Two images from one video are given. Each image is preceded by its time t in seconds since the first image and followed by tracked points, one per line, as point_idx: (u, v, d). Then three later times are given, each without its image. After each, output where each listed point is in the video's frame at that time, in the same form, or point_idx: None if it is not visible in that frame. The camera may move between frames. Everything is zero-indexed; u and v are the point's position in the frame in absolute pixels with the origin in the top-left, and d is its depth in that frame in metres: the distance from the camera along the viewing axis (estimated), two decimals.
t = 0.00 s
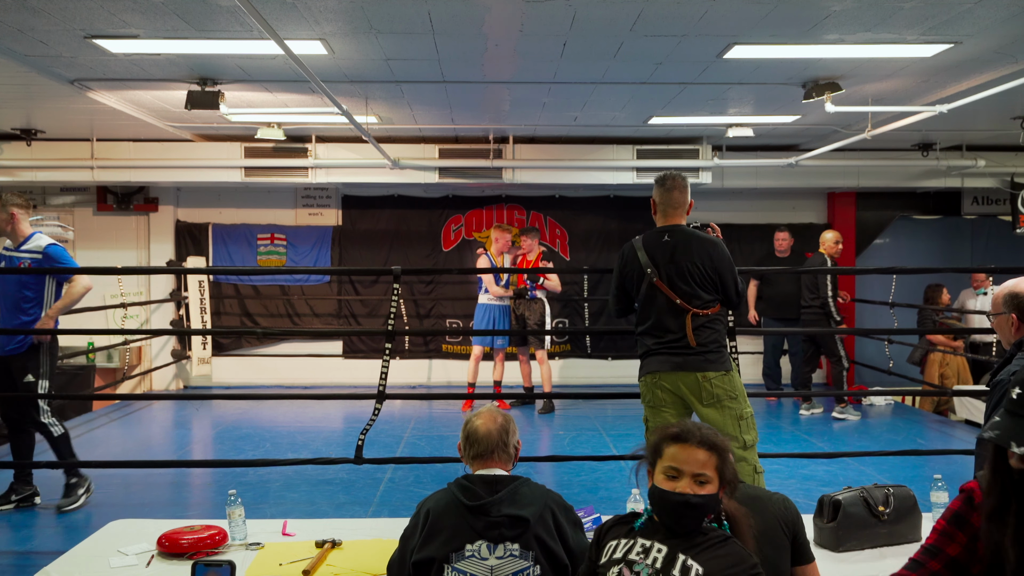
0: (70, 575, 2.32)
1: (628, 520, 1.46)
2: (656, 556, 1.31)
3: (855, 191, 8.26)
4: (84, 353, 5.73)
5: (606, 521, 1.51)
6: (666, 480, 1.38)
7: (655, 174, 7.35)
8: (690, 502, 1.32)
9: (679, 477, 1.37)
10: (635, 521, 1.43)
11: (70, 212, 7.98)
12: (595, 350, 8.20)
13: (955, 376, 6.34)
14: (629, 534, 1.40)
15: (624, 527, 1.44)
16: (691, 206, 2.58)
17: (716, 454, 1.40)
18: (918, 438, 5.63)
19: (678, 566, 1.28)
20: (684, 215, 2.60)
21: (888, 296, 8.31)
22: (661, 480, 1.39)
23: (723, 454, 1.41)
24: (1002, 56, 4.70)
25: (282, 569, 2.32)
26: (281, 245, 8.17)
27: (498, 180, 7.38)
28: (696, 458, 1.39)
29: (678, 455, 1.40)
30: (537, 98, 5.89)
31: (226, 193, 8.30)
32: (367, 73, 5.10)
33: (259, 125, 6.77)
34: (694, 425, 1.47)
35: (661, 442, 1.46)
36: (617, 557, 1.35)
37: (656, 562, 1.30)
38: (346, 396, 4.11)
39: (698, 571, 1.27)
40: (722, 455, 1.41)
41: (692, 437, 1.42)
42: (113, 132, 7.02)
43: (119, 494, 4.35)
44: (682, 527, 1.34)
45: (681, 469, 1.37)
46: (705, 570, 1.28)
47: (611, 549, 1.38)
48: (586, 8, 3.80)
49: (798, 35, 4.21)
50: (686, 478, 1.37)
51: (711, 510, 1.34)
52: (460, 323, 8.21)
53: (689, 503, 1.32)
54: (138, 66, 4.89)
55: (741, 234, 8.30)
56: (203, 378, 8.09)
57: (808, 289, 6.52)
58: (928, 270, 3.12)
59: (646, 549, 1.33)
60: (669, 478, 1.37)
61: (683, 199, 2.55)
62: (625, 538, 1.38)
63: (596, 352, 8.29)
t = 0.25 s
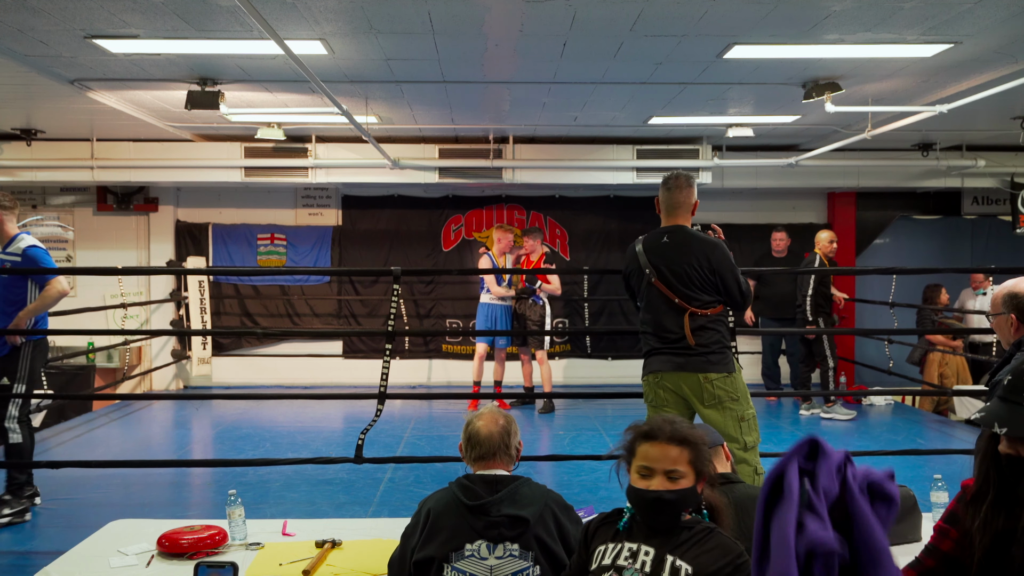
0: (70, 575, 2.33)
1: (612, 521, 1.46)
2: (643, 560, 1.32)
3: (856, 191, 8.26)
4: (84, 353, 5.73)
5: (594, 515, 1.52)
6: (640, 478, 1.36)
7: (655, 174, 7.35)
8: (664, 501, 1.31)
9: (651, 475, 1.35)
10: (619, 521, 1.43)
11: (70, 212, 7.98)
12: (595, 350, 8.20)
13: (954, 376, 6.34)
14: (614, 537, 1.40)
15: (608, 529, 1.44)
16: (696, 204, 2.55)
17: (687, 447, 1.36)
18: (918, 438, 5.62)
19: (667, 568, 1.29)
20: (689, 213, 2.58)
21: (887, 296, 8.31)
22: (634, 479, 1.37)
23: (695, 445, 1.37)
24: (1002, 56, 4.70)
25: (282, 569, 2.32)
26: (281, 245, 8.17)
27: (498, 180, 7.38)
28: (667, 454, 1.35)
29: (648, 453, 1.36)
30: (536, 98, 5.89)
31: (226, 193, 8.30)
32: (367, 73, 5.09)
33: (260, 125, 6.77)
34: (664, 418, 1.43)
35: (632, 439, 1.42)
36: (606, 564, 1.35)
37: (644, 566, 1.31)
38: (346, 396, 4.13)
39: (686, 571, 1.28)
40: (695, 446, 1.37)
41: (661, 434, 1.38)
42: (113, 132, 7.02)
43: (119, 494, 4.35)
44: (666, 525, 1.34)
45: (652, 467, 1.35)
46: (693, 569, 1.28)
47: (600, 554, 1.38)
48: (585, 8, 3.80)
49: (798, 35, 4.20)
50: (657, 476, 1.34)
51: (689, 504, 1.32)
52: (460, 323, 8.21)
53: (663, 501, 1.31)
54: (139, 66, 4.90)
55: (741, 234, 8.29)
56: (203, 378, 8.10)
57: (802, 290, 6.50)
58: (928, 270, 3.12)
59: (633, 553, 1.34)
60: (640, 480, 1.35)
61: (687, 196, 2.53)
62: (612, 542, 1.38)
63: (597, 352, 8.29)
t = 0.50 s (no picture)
0: (71, 574, 2.33)
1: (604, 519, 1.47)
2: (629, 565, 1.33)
3: (856, 191, 8.26)
4: (84, 353, 5.73)
5: (588, 510, 1.54)
6: (620, 483, 1.37)
7: (654, 174, 7.35)
8: (640, 507, 1.33)
9: (630, 480, 1.35)
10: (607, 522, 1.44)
11: (71, 212, 7.99)
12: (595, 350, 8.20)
13: (953, 376, 6.33)
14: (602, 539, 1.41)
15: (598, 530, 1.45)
16: (712, 204, 2.53)
17: (665, 450, 1.35)
18: (918, 438, 5.62)
19: (656, 571, 1.31)
20: (706, 212, 2.55)
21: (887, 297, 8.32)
22: (615, 484, 1.38)
23: (671, 448, 1.35)
24: (1002, 55, 4.70)
25: (282, 569, 2.32)
26: (281, 246, 8.17)
27: (498, 180, 7.38)
28: (644, 459, 1.34)
29: (624, 458, 1.36)
30: (536, 98, 5.89)
31: (226, 193, 8.31)
32: (366, 73, 5.10)
33: (259, 125, 6.78)
34: (640, 420, 1.41)
35: (611, 441, 1.42)
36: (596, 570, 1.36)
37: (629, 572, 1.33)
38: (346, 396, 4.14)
39: None
40: (670, 449, 1.35)
41: (638, 438, 1.37)
42: (113, 132, 7.03)
43: (119, 495, 4.35)
44: (651, 528, 1.34)
45: (629, 472, 1.35)
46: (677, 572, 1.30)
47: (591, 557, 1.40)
48: (585, 8, 3.80)
49: (798, 35, 4.20)
50: (635, 481, 1.35)
51: (667, 507, 1.33)
52: (460, 323, 8.21)
53: (641, 506, 1.33)
54: (139, 66, 4.90)
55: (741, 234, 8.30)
56: (203, 378, 8.10)
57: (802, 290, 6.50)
58: (928, 270, 3.12)
59: (623, 558, 1.34)
60: (618, 484, 1.36)
61: (700, 197, 2.52)
62: (602, 547, 1.39)
63: (596, 352, 8.29)
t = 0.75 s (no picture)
0: (70, 574, 2.33)
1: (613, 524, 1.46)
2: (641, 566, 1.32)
3: (855, 191, 8.26)
4: (84, 353, 5.73)
5: (597, 511, 1.54)
6: (655, 487, 1.34)
7: (654, 174, 7.35)
8: (681, 509, 1.32)
9: (668, 484, 1.33)
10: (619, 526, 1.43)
11: (71, 212, 7.99)
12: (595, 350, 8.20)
13: (952, 376, 6.33)
14: (614, 543, 1.40)
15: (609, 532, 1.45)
16: (740, 201, 2.50)
17: (698, 451, 1.37)
18: (918, 438, 5.62)
19: (665, 571, 1.30)
20: (735, 210, 2.52)
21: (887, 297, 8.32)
22: (648, 489, 1.35)
23: (705, 449, 1.38)
24: (1003, 55, 4.70)
25: (282, 569, 2.32)
26: (281, 246, 8.17)
27: (498, 180, 7.38)
28: (682, 461, 1.34)
29: (663, 460, 1.34)
30: (536, 98, 5.89)
31: (226, 193, 8.31)
32: (366, 73, 5.10)
33: (259, 125, 6.77)
34: (667, 422, 1.40)
35: (637, 444, 1.39)
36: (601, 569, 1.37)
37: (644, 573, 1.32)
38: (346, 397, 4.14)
39: None
40: (705, 450, 1.38)
41: (674, 440, 1.36)
42: (113, 132, 7.02)
43: (119, 495, 4.35)
44: (661, 529, 1.34)
45: (670, 475, 1.33)
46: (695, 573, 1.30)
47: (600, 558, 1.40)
48: (585, 8, 3.80)
49: (798, 35, 4.21)
50: (675, 484, 1.33)
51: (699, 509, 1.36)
52: (460, 323, 8.21)
53: (680, 509, 1.33)
54: (138, 66, 4.90)
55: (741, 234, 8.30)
56: (203, 378, 8.10)
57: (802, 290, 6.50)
58: (929, 270, 3.11)
59: (631, 559, 1.34)
60: (660, 487, 1.33)
61: (725, 196, 2.51)
62: (610, 547, 1.40)
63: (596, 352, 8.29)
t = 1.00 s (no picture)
0: (70, 575, 2.33)
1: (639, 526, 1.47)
2: (679, 561, 1.36)
3: (855, 191, 8.26)
4: (84, 353, 5.73)
5: (612, 514, 1.56)
6: (695, 475, 1.42)
7: (654, 174, 7.36)
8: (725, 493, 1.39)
9: (706, 470, 1.42)
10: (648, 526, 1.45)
11: (71, 212, 7.99)
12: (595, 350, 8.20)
13: (950, 375, 6.33)
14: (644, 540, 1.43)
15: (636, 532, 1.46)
16: (763, 200, 2.48)
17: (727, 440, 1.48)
18: (918, 438, 5.62)
19: (704, 569, 1.34)
20: (761, 208, 2.50)
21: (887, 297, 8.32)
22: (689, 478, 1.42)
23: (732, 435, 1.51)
24: (1003, 55, 4.70)
25: (282, 569, 2.32)
26: (281, 246, 8.17)
27: (498, 180, 7.38)
28: (717, 447, 1.44)
29: (702, 448, 1.43)
30: (536, 98, 5.89)
31: (226, 193, 8.31)
32: (367, 73, 5.10)
33: (259, 125, 6.77)
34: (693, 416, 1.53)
35: (671, 439, 1.48)
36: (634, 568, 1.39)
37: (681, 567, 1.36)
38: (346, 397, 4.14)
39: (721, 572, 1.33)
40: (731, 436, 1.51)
41: (707, 429, 1.47)
42: (113, 132, 7.02)
43: (119, 495, 4.35)
44: (697, 524, 1.38)
45: (708, 462, 1.42)
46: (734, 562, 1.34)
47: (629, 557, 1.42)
48: (585, 8, 3.80)
49: (798, 35, 4.20)
50: (713, 469, 1.42)
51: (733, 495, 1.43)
52: (460, 323, 8.21)
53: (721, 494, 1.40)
54: (138, 66, 4.90)
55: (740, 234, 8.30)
56: (203, 378, 8.10)
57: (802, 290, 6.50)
58: (929, 270, 3.11)
59: (669, 555, 1.38)
60: (702, 472, 1.41)
61: (749, 194, 2.49)
62: (641, 544, 1.42)
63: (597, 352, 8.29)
